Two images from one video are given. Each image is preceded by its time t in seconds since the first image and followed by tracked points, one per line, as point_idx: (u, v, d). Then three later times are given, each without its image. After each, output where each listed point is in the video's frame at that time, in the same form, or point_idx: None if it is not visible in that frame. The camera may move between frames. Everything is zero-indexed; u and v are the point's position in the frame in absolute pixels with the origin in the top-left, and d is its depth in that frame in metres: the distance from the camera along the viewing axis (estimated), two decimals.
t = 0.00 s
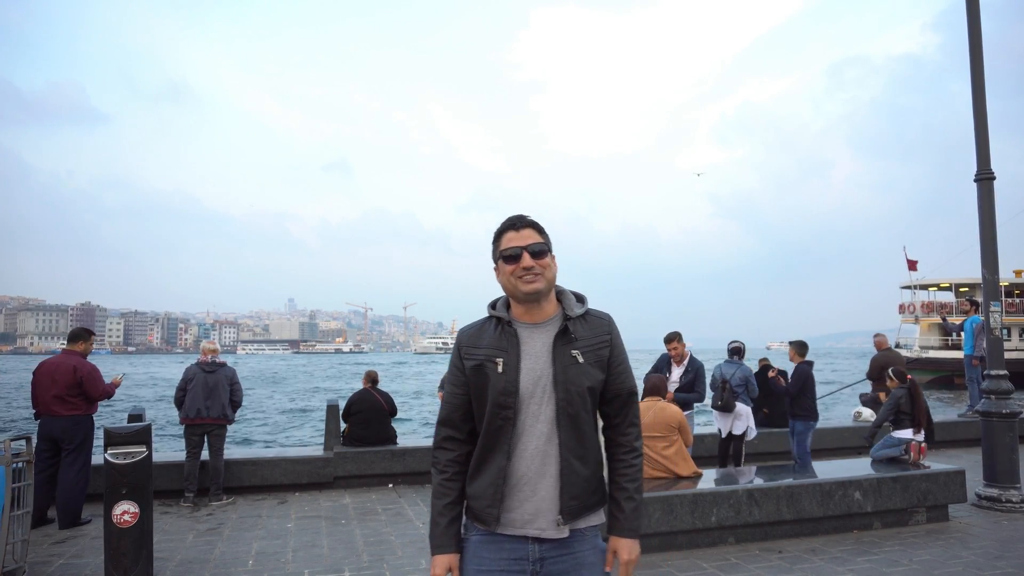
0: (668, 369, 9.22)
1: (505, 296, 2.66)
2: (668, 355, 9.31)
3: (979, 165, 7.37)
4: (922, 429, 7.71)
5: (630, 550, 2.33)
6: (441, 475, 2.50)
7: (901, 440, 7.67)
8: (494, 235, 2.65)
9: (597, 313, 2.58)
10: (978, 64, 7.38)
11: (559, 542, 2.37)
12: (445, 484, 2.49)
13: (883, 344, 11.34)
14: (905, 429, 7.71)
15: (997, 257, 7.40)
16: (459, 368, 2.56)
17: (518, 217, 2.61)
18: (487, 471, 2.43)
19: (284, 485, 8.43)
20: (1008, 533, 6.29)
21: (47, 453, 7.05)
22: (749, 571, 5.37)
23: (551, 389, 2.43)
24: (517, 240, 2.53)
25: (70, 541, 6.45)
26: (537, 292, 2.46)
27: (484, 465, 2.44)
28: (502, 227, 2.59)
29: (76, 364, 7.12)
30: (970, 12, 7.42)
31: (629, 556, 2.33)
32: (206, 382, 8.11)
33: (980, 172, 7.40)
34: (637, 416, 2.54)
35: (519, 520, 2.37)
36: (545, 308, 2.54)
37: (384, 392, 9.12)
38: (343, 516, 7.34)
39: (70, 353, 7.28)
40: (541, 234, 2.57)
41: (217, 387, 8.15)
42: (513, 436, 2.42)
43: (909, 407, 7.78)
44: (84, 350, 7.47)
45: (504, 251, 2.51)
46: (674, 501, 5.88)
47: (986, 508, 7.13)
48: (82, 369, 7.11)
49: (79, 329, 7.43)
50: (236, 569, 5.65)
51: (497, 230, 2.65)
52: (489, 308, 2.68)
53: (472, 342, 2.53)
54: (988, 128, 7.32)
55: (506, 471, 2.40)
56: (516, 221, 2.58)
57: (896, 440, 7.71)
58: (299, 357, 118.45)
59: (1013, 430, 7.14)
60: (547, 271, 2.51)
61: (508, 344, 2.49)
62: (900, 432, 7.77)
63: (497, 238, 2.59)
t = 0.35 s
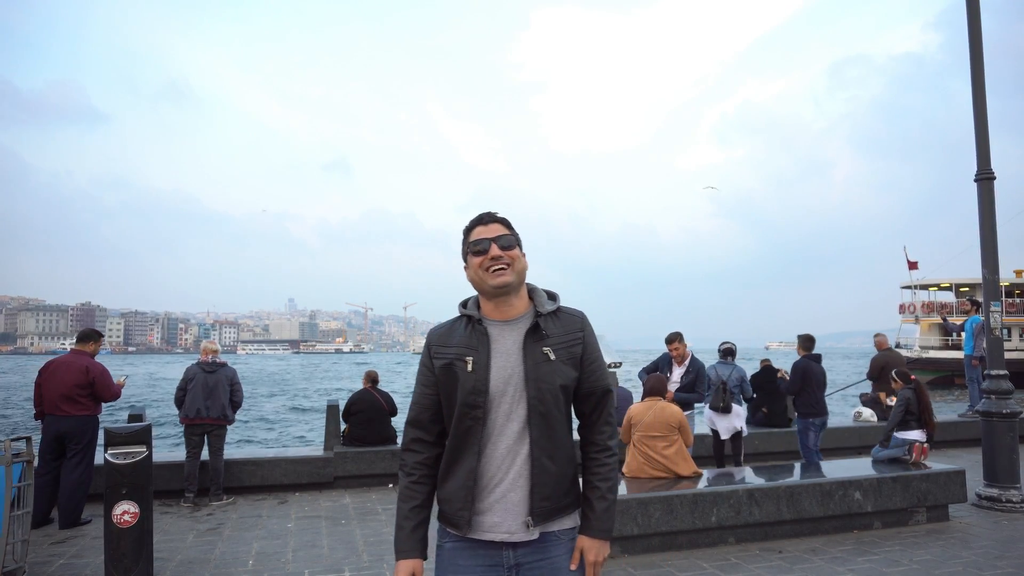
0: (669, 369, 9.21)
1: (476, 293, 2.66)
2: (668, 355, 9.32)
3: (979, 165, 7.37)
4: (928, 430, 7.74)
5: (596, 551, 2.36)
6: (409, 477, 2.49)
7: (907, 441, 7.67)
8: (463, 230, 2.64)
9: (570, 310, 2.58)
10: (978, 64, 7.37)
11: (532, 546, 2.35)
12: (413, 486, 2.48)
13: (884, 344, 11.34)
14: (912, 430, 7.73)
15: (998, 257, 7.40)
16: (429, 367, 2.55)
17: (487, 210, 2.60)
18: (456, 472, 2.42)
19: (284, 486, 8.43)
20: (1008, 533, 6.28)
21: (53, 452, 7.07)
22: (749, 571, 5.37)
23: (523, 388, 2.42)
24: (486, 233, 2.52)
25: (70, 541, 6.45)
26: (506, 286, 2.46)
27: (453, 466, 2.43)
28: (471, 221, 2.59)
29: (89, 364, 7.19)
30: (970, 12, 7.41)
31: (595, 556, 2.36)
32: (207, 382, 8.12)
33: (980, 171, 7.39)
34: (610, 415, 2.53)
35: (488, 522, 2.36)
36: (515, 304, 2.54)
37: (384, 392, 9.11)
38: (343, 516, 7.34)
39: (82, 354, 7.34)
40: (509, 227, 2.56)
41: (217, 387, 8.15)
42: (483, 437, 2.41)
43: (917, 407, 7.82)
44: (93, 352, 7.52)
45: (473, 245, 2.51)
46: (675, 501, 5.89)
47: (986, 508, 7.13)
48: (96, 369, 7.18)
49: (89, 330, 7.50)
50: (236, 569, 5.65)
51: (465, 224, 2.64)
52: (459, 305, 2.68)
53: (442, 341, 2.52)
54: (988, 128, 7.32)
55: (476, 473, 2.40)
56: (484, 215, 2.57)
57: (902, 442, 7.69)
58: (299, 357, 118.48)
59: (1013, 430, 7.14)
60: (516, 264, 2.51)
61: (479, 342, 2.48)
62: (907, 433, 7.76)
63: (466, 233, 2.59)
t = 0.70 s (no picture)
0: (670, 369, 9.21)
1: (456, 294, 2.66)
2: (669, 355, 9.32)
3: (979, 165, 7.36)
4: (930, 430, 7.74)
5: (579, 550, 2.33)
6: (391, 482, 2.48)
7: (908, 442, 7.67)
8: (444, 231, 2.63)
9: (551, 309, 2.57)
10: (978, 64, 7.37)
11: (516, 548, 2.35)
12: (397, 491, 2.47)
13: (884, 344, 11.34)
14: (913, 431, 7.74)
15: (998, 257, 7.40)
16: (409, 371, 2.54)
17: (469, 212, 2.59)
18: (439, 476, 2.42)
19: (284, 485, 8.42)
20: (1008, 533, 6.28)
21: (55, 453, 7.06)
22: (749, 571, 5.36)
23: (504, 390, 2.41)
24: (467, 236, 2.51)
25: (70, 541, 6.45)
26: (487, 292, 2.45)
27: (436, 470, 2.43)
28: (452, 222, 2.58)
29: (96, 365, 7.24)
30: (970, 12, 7.41)
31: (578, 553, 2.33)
32: (206, 382, 8.11)
33: (980, 172, 7.39)
34: (594, 415, 2.52)
35: (472, 527, 2.35)
36: (496, 308, 2.54)
37: (384, 392, 9.10)
38: (343, 516, 7.33)
39: (86, 354, 7.35)
40: (492, 230, 2.54)
41: (217, 387, 8.15)
42: (465, 441, 2.40)
43: (917, 408, 7.82)
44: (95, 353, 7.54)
45: (453, 248, 2.50)
46: (675, 501, 5.89)
47: (986, 508, 7.13)
48: (102, 370, 7.23)
49: (92, 331, 7.52)
50: (236, 569, 5.65)
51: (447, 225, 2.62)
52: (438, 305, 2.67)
53: (422, 343, 2.51)
54: (988, 128, 7.32)
55: (459, 479, 2.39)
56: (467, 216, 2.55)
57: (903, 442, 7.70)
58: (298, 357, 118.49)
59: (1013, 430, 7.13)
60: (498, 268, 2.49)
61: (459, 345, 2.48)
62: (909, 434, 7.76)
63: (447, 235, 2.57)
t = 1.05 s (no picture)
0: (670, 369, 9.21)
1: (456, 303, 2.64)
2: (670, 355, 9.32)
3: (979, 165, 7.37)
4: (928, 430, 7.76)
5: (580, 560, 2.35)
6: (384, 490, 2.47)
7: (908, 442, 7.68)
8: (449, 238, 2.62)
9: (549, 321, 2.58)
10: (978, 64, 7.37)
11: (515, 556, 2.35)
12: (391, 497, 2.46)
13: (884, 344, 11.35)
14: (912, 431, 7.76)
15: (998, 257, 7.40)
16: (404, 379, 2.53)
17: (477, 220, 2.60)
18: (434, 486, 2.41)
19: (284, 485, 8.43)
20: (1008, 533, 6.28)
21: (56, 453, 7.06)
22: (750, 571, 5.36)
23: (502, 404, 2.42)
24: (474, 245, 2.51)
25: (70, 541, 6.45)
26: (491, 304, 2.44)
27: (430, 480, 2.42)
28: (460, 229, 2.57)
29: (97, 365, 7.25)
30: (970, 11, 7.41)
31: (578, 564, 2.34)
32: (206, 382, 8.11)
33: (980, 171, 7.39)
34: (591, 427, 2.54)
35: (467, 539, 2.35)
36: (496, 322, 2.53)
37: (384, 392, 9.10)
38: (343, 516, 7.34)
39: (86, 354, 7.34)
40: (499, 241, 2.55)
41: (217, 387, 8.15)
42: (461, 452, 2.41)
43: (916, 407, 7.84)
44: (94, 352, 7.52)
45: (461, 255, 2.49)
46: (675, 501, 5.89)
47: (986, 508, 7.13)
48: (104, 371, 7.24)
49: (91, 331, 7.51)
50: (236, 569, 5.65)
51: (452, 232, 2.62)
52: (436, 312, 2.66)
53: (419, 352, 2.50)
54: (988, 128, 7.32)
55: (454, 490, 2.38)
56: (475, 225, 2.56)
57: (903, 442, 7.72)
58: (298, 357, 118.52)
59: (1013, 430, 7.14)
60: (503, 280, 2.49)
61: (457, 356, 2.48)
62: (908, 434, 7.78)
63: (453, 241, 2.57)
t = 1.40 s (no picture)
0: (670, 369, 9.21)
1: (460, 300, 2.64)
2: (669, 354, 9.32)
3: (979, 165, 7.36)
4: (928, 430, 7.76)
5: (582, 558, 2.34)
6: (387, 488, 2.45)
7: (908, 442, 7.68)
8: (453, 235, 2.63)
9: (551, 319, 2.58)
10: (979, 64, 7.36)
11: (519, 555, 2.35)
12: (393, 496, 2.44)
13: (883, 344, 11.35)
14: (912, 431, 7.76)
15: (998, 257, 7.40)
16: (407, 375, 2.51)
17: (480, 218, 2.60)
18: (438, 483, 2.39)
19: (284, 485, 8.43)
20: (1009, 533, 6.28)
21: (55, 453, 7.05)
22: (750, 571, 5.36)
23: (506, 399, 2.42)
24: (479, 240, 2.52)
25: (70, 541, 6.45)
26: (496, 297, 2.45)
27: (434, 477, 2.41)
28: (464, 228, 2.58)
29: (98, 365, 7.26)
30: (970, 11, 7.40)
31: (580, 561, 2.34)
32: (206, 382, 8.11)
33: (980, 171, 7.39)
34: (591, 425, 2.55)
35: (471, 537, 2.34)
36: (500, 316, 2.53)
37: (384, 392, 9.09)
38: (343, 516, 7.34)
39: (86, 354, 7.34)
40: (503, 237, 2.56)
41: (217, 387, 8.15)
42: (466, 448, 2.39)
43: (915, 407, 7.84)
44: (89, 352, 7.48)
45: (465, 250, 2.49)
46: (675, 501, 5.89)
47: (986, 508, 7.13)
48: (105, 371, 7.24)
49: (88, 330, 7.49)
50: (236, 569, 5.65)
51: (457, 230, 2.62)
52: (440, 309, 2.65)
53: (423, 347, 2.49)
54: (988, 128, 7.31)
55: (459, 486, 2.37)
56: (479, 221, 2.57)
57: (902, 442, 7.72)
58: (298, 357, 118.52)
59: (1013, 430, 7.13)
60: (507, 274, 2.50)
61: (461, 351, 2.47)
62: (908, 434, 7.78)
63: (458, 238, 2.57)
